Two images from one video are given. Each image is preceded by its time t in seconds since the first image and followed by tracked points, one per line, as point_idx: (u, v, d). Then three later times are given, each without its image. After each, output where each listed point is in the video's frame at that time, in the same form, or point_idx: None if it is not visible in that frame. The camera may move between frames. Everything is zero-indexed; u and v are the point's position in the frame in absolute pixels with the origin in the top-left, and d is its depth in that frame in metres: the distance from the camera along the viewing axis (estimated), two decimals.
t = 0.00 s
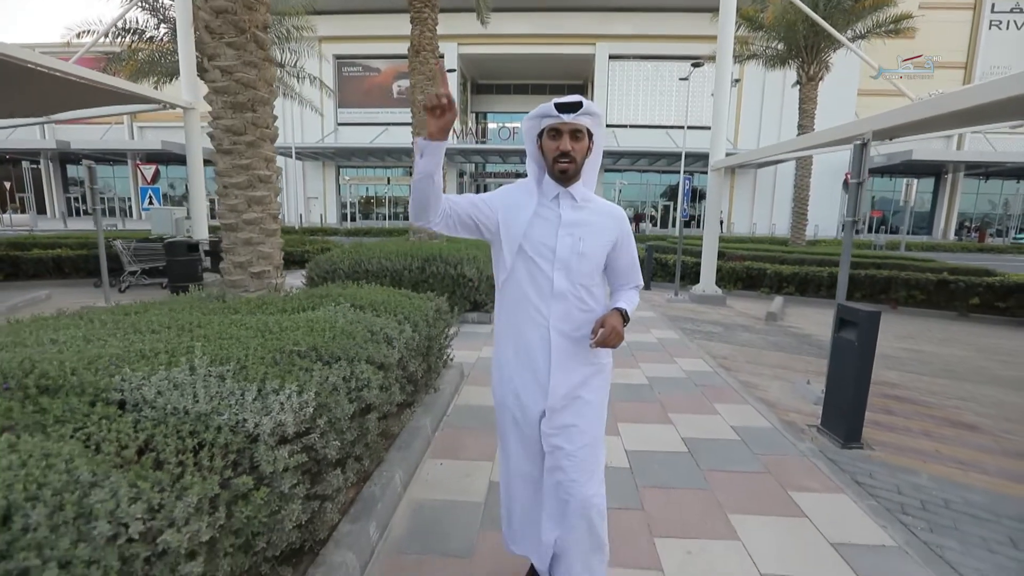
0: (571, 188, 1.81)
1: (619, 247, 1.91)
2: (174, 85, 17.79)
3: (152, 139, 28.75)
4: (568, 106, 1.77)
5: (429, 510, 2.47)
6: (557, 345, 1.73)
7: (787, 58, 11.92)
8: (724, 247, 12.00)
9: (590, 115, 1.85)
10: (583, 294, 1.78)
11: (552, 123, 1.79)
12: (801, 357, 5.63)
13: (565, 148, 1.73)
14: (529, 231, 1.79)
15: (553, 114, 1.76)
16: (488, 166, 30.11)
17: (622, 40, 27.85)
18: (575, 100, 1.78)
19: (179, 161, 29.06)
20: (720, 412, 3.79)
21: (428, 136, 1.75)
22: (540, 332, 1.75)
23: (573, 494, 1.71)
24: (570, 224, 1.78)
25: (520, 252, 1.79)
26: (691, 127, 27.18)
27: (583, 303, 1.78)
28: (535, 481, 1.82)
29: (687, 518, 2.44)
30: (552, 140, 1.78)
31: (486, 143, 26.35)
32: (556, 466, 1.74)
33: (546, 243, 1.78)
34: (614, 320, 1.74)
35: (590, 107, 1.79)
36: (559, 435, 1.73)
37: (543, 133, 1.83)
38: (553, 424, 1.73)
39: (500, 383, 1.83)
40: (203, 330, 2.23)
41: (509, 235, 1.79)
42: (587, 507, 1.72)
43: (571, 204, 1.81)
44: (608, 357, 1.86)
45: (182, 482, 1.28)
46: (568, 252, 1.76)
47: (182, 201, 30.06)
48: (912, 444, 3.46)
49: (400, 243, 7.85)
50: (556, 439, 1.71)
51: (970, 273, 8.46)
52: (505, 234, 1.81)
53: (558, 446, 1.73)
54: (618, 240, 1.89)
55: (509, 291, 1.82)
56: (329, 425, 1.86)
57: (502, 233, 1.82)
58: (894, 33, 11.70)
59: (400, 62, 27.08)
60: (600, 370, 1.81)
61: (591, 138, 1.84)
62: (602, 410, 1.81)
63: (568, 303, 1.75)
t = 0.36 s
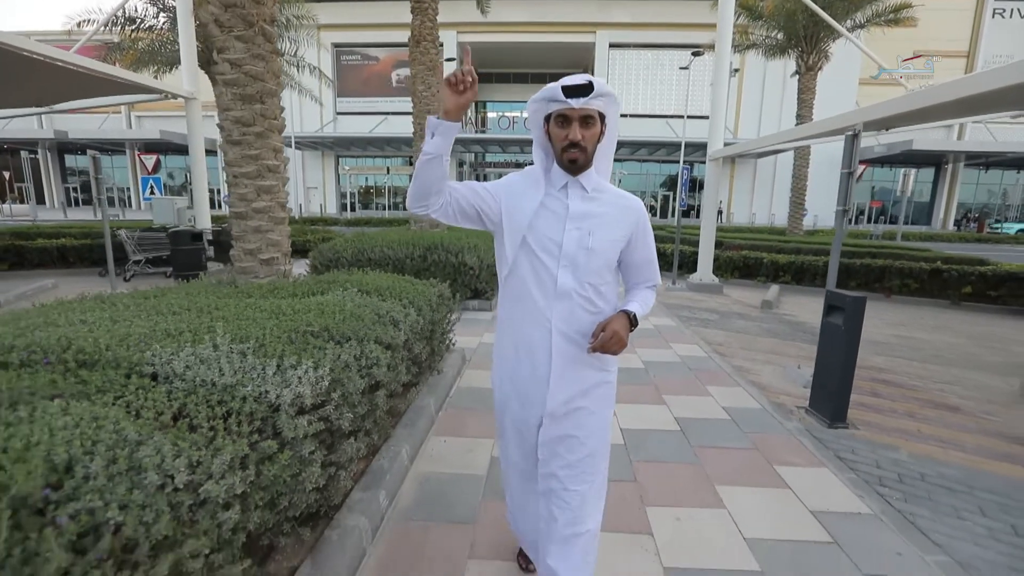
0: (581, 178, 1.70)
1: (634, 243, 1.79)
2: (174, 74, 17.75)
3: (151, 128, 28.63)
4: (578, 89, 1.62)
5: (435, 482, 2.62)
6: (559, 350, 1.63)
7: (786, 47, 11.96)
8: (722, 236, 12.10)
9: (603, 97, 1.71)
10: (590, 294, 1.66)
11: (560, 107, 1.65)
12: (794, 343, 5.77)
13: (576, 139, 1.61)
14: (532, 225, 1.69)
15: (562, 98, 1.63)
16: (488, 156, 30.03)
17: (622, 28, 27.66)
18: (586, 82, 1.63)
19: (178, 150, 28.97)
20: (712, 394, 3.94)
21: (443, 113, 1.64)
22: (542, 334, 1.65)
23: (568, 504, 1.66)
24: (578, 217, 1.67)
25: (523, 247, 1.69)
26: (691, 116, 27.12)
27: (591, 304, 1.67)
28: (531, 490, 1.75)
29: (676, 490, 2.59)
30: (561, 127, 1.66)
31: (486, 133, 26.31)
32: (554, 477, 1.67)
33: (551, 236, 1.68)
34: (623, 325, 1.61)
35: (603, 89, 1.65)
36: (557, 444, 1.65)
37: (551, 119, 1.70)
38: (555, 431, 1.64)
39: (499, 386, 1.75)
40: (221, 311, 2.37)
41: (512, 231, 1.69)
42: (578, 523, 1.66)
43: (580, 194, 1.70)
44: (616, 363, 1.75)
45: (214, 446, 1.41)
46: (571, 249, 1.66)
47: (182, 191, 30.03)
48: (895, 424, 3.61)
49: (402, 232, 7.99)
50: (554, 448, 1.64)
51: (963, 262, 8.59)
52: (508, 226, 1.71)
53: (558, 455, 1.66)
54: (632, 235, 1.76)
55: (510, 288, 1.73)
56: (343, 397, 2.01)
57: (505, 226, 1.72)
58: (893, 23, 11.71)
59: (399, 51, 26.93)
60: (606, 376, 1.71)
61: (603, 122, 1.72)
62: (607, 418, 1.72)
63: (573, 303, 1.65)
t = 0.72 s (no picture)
0: (579, 170, 1.64)
1: (638, 229, 1.69)
2: (176, 67, 17.84)
3: (151, 122, 28.68)
4: (574, 88, 1.54)
5: (436, 458, 2.83)
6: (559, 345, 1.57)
7: (783, 43, 12.07)
8: (718, 231, 12.28)
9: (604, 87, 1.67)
10: (591, 285, 1.60)
11: (555, 105, 1.59)
12: (782, 334, 5.97)
13: (572, 138, 1.57)
14: (529, 218, 1.64)
15: (556, 96, 1.56)
16: (488, 149, 30.11)
17: (622, 21, 27.63)
18: (583, 79, 1.54)
19: (179, 144, 29.05)
20: (700, 380, 4.15)
21: (432, 155, 1.67)
22: (540, 329, 1.60)
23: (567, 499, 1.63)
24: (576, 209, 1.62)
25: (520, 241, 1.64)
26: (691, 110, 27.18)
27: (591, 294, 1.60)
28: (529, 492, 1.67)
29: (659, 466, 2.80)
30: (558, 125, 1.62)
31: (486, 127, 26.40)
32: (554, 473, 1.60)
33: (547, 229, 1.63)
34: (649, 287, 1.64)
35: (602, 84, 1.57)
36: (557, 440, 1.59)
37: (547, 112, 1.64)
38: (553, 427, 1.58)
39: (493, 383, 1.66)
40: (238, 299, 2.56)
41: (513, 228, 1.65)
42: (575, 511, 1.65)
43: (577, 185, 1.64)
44: (617, 356, 1.69)
45: (242, 414, 1.61)
46: (572, 240, 1.61)
47: (183, 184, 30.13)
48: (872, 409, 3.82)
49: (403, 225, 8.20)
50: (552, 443, 1.58)
51: (951, 257, 8.78)
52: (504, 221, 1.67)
53: (557, 451, 1.59)
54: (634, 224, 1.68)
55: (509, 282, 1.67)
56: (353, 377, 2.21)
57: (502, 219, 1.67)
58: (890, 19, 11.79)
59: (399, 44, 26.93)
60: (606, 369, 1.66)
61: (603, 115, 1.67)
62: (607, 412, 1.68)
63: (573, 296, 1.59)
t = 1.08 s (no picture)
0: (561, 175, 1.73)
1: (618, 226, 1.82)
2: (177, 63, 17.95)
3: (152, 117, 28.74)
4: (561, 97, 1.62)
5: (439, 434, 3.07)
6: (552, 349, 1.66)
7: (778, 41, 12.26)
8: (712, 226, 12.51)
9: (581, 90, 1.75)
10: (578, 285, 1.70)
11: (539, 111, 1.67)
12: (769, 325, 6.22)
13: (555, 142, 1.65)
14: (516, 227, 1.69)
15: (542, 104, 1.63)
16: (487, 145, 30.26)
17: (621, 17, 27.70)
18: (568, 88, 1.63)
19: (179, 139, 29.15)
20: (686, 367, 4.40)
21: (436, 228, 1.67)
22: (535, 333, 1.68)
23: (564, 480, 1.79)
24: (559, 213, 1.71)
25: (511, 251, 1.70)
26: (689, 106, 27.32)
27: (578, 294, 1.71)
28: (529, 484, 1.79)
29: (643, 441, 3.05)
30: (542, 130, 1.69)
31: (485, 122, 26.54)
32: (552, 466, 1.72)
33: (536, 236, 1.70)
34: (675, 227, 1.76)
35: (582, 91, 1.67)
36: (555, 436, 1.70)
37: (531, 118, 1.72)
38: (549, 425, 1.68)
39: (492, 385, 1.73)
40: (257, 287, 2.80)
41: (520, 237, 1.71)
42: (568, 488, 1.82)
43: (560, 189, 1.74)
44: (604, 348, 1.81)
45: (271, 383, 1.85)
46: (560, 243, 1.69)
47: (184, 179, 30.23)
48: (847, 393, 4.06)
49: (406, 219, 8.46)
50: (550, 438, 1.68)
51: (938, 251, 9.02)
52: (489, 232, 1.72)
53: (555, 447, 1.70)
54: (613, 222, 1.79)
55: (502, 291, 1.74)
56: (364, 356, 2.45)
57: (488, 229, 1.72)
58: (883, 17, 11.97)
59: (399, 39, 27.00)
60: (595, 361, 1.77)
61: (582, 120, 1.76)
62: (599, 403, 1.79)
63: (563, 298, 1.69)
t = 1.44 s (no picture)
0: (544, 164, 1.73)
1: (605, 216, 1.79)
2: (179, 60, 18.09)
3: (153, 114, 28.90)
4: (543, 79, 1.62)
5: (444, 412, 3.30)
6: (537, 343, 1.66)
7: (774, 39, 12.47)
8: (709, 222, 12.71)
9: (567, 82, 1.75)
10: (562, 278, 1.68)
11: (522, 96, 1.67)
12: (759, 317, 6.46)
13: (538, 128, 1.65)
14: (500, 216, 1.67)
15: (524, 86, 1.63)
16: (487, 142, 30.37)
17: (620, 14, 27.81)
18: (551, 71, 1.63)
19: (181, 136, 29.29)
20: (677, 354, 4.63)
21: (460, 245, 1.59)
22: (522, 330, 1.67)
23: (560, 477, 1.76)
24: (543, 203, 1.69)
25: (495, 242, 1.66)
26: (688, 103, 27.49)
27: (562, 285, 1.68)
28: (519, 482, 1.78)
29: (634, 419, 3.28)
30: (524, 115, 1.69)
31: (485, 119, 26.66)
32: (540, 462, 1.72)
33: (520, 226, 1.67)
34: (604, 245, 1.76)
35: (566, 77, 1.67)
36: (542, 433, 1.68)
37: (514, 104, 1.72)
38: (536, 422, 1.67)
39: (478, 383, 1.72)
40: (275, 275, 3.04)
41: (475, 236, 1.61)
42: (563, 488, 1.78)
43: (542, 178, 1.73)
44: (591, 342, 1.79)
45: (297, 357, 2.07)
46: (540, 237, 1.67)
47: (186, 176, 30.44)
48: (829, 378, 4.30)
49: (408, 215, 8.67)
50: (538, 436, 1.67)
51: (928, 246, 9.22)
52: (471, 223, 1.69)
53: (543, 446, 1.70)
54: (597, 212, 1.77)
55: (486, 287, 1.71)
56: (377, 338, 2.68)
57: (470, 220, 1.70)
58: (878, 16, 12.16)
59: (399, 36, 27.14)
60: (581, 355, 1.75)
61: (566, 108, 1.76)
62: (588, 398, 1.78)
63: (548, 292, 1.67)
